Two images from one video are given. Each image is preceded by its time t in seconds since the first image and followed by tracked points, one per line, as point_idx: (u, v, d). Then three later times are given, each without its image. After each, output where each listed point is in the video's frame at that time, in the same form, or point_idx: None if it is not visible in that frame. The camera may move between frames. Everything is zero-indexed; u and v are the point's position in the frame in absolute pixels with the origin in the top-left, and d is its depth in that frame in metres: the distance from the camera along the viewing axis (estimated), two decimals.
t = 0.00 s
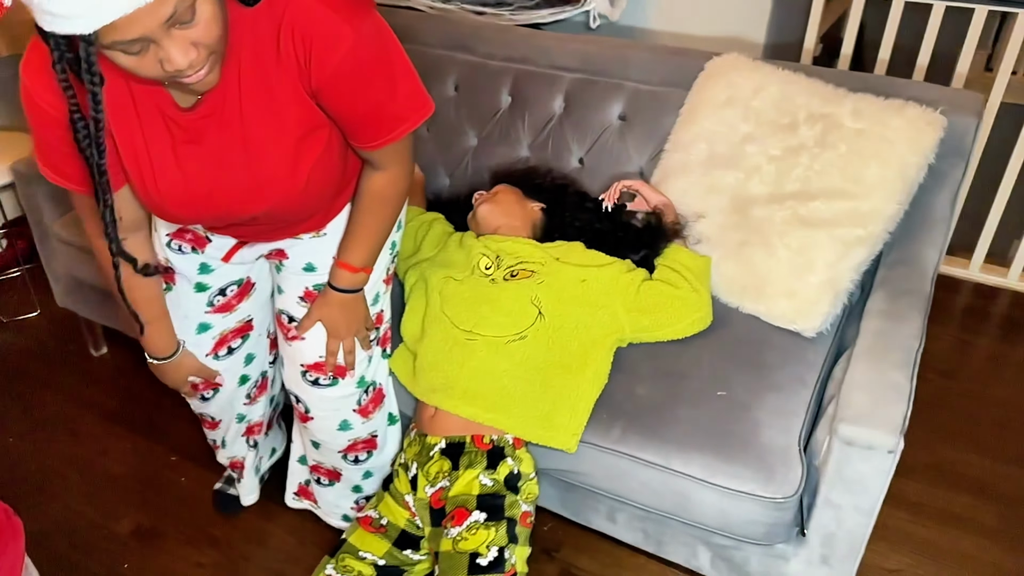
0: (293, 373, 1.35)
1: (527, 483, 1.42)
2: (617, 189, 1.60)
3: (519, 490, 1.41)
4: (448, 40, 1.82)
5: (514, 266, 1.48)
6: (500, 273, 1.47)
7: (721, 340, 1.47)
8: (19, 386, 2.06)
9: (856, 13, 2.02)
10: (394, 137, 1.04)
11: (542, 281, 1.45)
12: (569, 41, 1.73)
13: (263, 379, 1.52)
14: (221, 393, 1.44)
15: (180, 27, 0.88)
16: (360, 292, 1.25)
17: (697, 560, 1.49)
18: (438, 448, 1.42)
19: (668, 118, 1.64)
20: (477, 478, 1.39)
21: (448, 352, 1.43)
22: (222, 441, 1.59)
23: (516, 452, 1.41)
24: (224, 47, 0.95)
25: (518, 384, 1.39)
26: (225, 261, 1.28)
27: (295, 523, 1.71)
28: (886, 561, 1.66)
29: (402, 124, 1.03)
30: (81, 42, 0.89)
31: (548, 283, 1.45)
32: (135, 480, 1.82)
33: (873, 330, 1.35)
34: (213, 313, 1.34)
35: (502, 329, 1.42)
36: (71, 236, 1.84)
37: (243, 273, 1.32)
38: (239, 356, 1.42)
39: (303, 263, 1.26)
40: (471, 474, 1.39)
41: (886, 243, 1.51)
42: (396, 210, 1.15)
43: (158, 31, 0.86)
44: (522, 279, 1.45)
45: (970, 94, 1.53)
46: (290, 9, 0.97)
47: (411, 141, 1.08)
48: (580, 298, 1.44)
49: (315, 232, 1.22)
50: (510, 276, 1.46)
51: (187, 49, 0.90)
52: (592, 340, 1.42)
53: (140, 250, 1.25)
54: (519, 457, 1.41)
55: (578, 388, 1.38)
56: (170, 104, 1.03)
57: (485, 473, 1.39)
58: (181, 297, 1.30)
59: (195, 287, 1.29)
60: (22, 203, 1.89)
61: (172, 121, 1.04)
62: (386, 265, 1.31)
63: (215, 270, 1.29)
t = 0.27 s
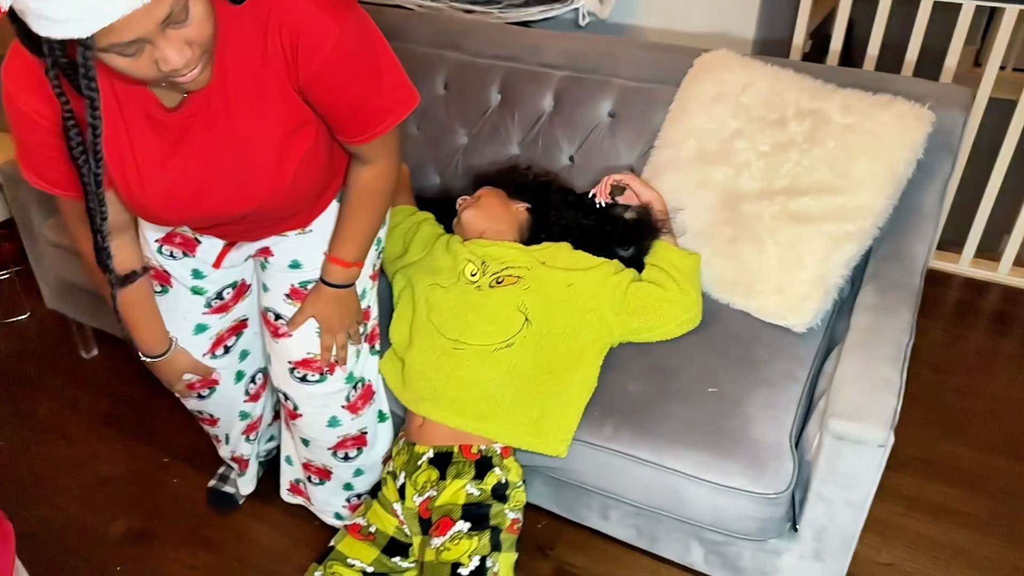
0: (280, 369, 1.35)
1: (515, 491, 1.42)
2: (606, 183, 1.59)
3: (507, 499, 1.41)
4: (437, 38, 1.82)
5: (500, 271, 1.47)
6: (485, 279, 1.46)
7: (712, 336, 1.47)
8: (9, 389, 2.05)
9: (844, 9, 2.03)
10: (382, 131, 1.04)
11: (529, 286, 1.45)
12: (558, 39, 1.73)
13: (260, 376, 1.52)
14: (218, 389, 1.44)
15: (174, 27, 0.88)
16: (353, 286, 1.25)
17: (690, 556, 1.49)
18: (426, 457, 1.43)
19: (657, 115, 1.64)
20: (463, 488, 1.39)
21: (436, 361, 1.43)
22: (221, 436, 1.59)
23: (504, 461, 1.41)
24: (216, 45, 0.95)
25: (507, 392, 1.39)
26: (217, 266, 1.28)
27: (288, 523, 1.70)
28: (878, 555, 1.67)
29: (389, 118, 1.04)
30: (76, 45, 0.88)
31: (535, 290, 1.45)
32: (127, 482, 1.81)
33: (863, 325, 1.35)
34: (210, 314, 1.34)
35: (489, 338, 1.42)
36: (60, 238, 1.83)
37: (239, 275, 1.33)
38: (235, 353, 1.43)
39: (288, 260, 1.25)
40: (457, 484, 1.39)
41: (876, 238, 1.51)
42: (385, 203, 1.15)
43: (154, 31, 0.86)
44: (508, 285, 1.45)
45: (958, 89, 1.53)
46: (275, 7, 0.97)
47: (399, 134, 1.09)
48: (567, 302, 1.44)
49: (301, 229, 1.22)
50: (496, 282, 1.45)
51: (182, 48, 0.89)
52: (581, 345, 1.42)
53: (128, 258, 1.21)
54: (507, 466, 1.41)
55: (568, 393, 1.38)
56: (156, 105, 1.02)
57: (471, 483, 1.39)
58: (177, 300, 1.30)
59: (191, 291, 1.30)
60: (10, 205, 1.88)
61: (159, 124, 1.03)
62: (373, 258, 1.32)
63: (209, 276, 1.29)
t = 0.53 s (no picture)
0: (265, 367, 1.35)
1: (499, 499, 1.41)
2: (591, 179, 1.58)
3: (490, 508, 1.40)
4: (424, 37, 1.81)
5: (482, 279, 1.47)
6: (469, 289, 1.46)
7: (699, 334, 1.48)
8: None
9: (829, 7, 2.04)
10: (364, 124, 1.05)
11: (512, 295, 1.45)
12: (545, 38, 1.73)
13: (247, 373, 1.51)
14: (206, 392, 1.43)
15: (165, 25, 0.88)
16: (340, 281, 1.26)
17: (681, 553, 1.49)
18: (410, 468, 1.43)
19: (644, 113, 1.64)
20: (445, 499, 1.40)
21: (421, 373, 1.43)
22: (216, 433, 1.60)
23: (488, 469, 1.42)
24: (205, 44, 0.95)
25: (493, 401, 1.39)
26: (205, 267, 1.28)
27: (278, 525, 1.70)
28: (867, 551, 1.68)
29: (371, 111, 1.05)
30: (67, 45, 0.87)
31: (518, 298, 1.45)
32: (115, 486, 1.80)
33: (850, 321, 1.36)
34: (196, 312, 1.34)
35: (473, 348, 1.42)
36: (45, 240, 1.82)
37: (225, 273, 1.33)
38: (222, 354, 1.42)
39: (271, 257, 1.25)
40: (440, 495, 1.40)
41: (862, 235, 1.52)
42: (369, 197, 1.16)
43: (147, 30, 0.85)
44: (492, 295, 1.45)
45: (942, 86, 1.54)
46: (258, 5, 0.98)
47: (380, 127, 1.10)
48: (551, 310, 1.44)
49: (285, 226, 1.22)
50: (479, 291, 1.45)
51: (174, 46, 0.89)
52: (567, 351, 1.42)
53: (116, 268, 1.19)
54: (491, 474, 1.41)
55: (554, 399, 1.38)
56: (138, 106, 1.01)
57: (454, 494, 1.40)
58: (163, 298, 1.30)
59: (177, 287, 1.30)
60: None
61: (142, 125, 1.02)
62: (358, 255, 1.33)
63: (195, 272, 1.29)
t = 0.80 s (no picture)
0: (248, 366, 1.35)
1: (478, 509, 1.41)
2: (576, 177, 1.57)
3: (470, 518, 1.41)
4: (410, 36, 1.81)
5: (464, 288, 1.47)
6: (450, 298, 1.46)
7: (686, 331, 1.48)
8: None
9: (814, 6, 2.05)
10: (344, 119, 1.05)
11: (494, 303, 1.45)
12: (531, 37, 1.73)
13: (233, 373, 1.51)
14: (191, 392, 1.43)
15: (154, 21, 0.87)
16: (323, 276, 1.26)
17: (670, 551, 1.50)
18: (391, 478, 1.44)
19: (630, 112, 1.65)
20: (424, 510, 1.40)
21: (403, 383, 1.43)
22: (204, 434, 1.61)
23: (467, 479, 1.43)
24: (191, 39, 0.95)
25: (477, 409, 1.40)
26: (187, 264, 1.28)
27: (266, 527, 1.69)
28: (855, 546, 1.69)
29: (350, 107, 1.05)
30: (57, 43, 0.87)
31: (499, 306, 1.45)
32: (101, 489, 1.79)
33: (835, 318, 1.37)
34: (177, 311, 1.33)
35: (454, 357, 1.42)
36: (28, 241, 1.80)
37: (205, 269, 1.32)
38: (206, 354, 1.41)
39: (254, 254, 1.25)
40: (419, 506, 1.41)
41: (847, 232, 1.53)
42: (349, 191, 1.16)
43: (136, 26, 0.85)
44: (474, 303, 1.45)
45: (924, 84, 1.56)
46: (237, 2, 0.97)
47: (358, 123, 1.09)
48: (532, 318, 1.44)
49: (269, 223, 1.22)
50: (460, 301, 1.45)
51: (163, 42, 0.89)
52: (550, 359, 1.43)
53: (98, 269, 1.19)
54: (471, 483, 1.42)
55: (539, 403, 1.38)
56: (116, 105, 1.00)
57: (432, 505, 1.40)
58: (144, 298, 1.29)
59: (158, 287, 1.28)
60: None
61: (122, 124, 1.01)
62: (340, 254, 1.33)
63: (174, 270, 1.28)
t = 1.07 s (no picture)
0: (233, 363, 1.34)
1: (459, 519, 1.42)
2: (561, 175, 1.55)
3: (450, 529, 1.42)
4: (397, 34, 1.81)
5: (446, 295, 1.46)
6: (431, 305, 1.45)
7: (674, 328, 1.48)
8: None
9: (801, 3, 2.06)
10: (324, 113, 1.06)
11: (476, 309, 1.44)
12: (519, 34, 1.72)
13: (220, 372, 1.50)
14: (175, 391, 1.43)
15: (142, 15, 0.87)
16: (306, 273, 1.26)
17: (661, 548, 1.50)
18: (373, 488, 1.46)
19: (618, 109, 1.64)
20: (404, 521, 1.42)
21: (385, 392, 1.43)
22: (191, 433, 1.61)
23: (449, 489, 1.43)
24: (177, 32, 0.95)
25: (460, 416, 1.40)
26: (169, 261, 1.28)
27: (255, 526, 1.68)
28: (844, 542, 1.70)
29: (331, 101, 1.05)
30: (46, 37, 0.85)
31: (481, 312, 1.44)
32: (88, 489, 1.78)
33: (823, 314, 1.37)
34: (158, 310, 1.32)
35: (436, 365, 1.41)
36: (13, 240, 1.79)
37: (185, 267, 1.31)
38: (189, 352, 1.41)
39: (238, 250, 1.25)
40: (399, 516, 1.42)
41: (835, 228, 1.53)
42: (329, 187, 1.15)
43: (125, 20, 0.85)
44: (455, 310, 1.44)
45: (910, 80, 1.57)
46: None
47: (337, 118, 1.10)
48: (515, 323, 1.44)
49: (254, 219, 1.22)
50: (441, 308, 1.44)
51: (151, 36, 0.89)
52: (533, 365, 1.43)
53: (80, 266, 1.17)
54: (452, 494, 1.42)
55: (523, 406, 1.39)
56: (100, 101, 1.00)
57: (412, 516, 1.42)
58: (124, 297, 1.28)
59: (137, 286, 1.28)
60: None
61: (108, 120, 1.01)
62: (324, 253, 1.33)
63: (155, 268, 1.28)
